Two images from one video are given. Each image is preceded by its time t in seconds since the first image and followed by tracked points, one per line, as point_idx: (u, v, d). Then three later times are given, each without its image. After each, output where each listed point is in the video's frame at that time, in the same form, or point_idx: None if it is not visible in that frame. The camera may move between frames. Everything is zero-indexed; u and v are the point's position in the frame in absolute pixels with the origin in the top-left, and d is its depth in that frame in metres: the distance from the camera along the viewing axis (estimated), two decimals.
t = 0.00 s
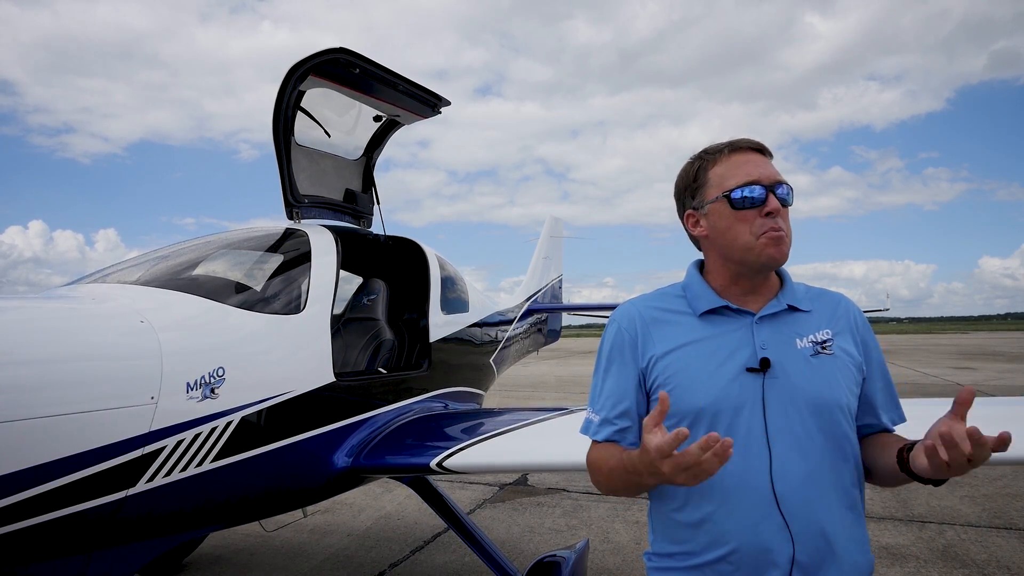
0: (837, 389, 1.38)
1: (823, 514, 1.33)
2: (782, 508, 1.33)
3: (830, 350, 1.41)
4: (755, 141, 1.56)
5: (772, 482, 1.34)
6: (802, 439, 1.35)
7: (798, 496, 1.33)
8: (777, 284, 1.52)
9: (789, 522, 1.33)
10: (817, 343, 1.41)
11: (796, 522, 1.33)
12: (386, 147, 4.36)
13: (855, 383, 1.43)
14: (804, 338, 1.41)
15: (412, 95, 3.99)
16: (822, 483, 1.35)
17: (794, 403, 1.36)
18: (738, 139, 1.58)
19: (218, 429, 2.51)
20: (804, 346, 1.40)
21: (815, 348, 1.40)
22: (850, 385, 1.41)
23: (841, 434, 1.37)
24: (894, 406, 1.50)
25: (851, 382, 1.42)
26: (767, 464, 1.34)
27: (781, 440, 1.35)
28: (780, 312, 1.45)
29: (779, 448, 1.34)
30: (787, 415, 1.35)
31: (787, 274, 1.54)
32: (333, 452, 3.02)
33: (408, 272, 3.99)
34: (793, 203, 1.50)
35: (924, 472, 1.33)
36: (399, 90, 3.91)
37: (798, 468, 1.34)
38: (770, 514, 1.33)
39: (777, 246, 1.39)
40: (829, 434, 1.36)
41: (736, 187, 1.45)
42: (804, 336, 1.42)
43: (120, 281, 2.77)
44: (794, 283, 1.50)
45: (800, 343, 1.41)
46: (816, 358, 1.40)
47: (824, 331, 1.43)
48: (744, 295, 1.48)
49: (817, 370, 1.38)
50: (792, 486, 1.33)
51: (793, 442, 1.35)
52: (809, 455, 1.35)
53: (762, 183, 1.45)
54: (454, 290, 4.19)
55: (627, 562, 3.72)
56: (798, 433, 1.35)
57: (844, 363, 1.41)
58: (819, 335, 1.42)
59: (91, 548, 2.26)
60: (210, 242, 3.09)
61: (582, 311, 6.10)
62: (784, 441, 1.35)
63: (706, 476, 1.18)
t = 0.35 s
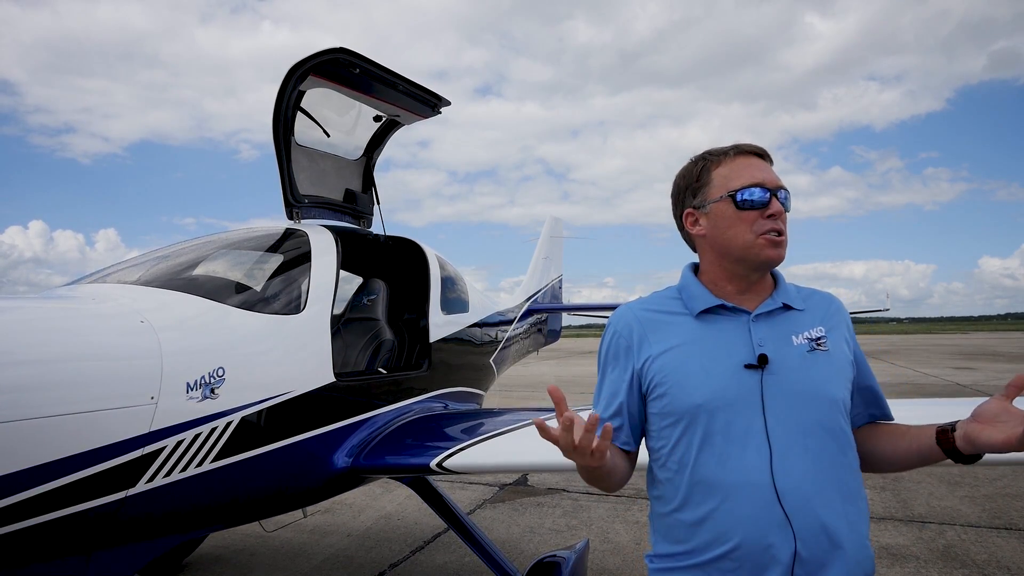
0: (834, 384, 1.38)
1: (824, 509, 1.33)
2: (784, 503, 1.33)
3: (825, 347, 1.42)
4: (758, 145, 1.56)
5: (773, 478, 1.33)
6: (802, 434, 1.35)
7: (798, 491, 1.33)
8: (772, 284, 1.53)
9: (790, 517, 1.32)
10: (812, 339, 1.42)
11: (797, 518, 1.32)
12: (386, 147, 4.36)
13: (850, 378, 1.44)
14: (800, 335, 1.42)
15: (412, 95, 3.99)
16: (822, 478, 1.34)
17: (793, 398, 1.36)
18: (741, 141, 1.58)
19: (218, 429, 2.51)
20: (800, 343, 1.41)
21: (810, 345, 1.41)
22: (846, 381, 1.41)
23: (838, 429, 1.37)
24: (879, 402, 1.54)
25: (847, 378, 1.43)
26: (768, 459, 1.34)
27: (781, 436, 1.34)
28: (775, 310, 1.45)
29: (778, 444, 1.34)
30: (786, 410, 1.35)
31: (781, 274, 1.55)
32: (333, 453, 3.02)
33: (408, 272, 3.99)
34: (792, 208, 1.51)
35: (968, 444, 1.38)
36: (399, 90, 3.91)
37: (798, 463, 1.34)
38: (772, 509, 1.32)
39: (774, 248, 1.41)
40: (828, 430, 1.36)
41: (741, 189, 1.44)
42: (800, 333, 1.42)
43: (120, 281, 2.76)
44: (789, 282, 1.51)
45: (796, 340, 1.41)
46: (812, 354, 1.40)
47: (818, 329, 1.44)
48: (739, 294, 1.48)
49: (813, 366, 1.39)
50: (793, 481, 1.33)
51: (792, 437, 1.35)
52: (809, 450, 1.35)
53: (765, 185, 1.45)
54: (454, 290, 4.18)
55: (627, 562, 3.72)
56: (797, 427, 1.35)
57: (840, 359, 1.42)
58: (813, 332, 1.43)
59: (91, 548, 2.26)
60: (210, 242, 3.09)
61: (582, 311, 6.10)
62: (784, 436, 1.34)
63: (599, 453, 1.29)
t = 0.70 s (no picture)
0: (832, 387, 1.39)
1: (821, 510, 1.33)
2: (783, 504, 1.33)
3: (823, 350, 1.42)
4: (751, 145, 1.57)
5: (772, 478, 1.33)
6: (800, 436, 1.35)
7: (797, 491, 1.33)
8: (770, 285, 1.53)
9: (789, 518, 1.32)
10: (811, 342, 1.42)
11: (796, 518, 1.32)
12: (386, 147, 4.36)
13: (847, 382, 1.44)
14: (799, 337, 1.42)
15: (412, 95, 3.99)
16: (820, 479, 1.35)
17: (792, 399, 1.36)
18: (733, 142, 1.58)
19: (218, 429, 2.51)
20: (799, 345, 1.41)
21: (809, 348, 1.41)
22: (844, 384, 1.42)
23: (835, 432, 1.38)
24: (876, 405, 1.54)
25: (844, 381, 1.43)
26: (767, 460, 1.34)
27: (780, 437, 1.35)
28: (775, 313, 1.45)
29: (778, 444, 1.34)
30: (785, 411, 1.35)
31: (780, 276, 1.55)
32: (333, 453, 3.02)
33: (408, 273, 3.99)
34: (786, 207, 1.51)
35: (955, 462, 1.38)
36: (399, 90, 3.91)
37: (797, 464, 1.34)
38: (771, 509, 1.33)
39: (769, 246, 1.41)
40: (827, 431, 1.37)
41: (733, 189, 1.44)
42: (799, 335, 1.43)
43: (120, 281, 2.77)
44: (788, 285, 1.51)
45: (796, 342, 1.41)
46: (810, 357, 1.41)
47: (817, 332, 1.44)
48: (738, 295, 1.48)
49: (812, 368, 1.39)
50: (791, 482, 1.33)
51: (791, 439, 1.35)
52: (807, 452, 1.35)
53: (757, 184, 1.46)
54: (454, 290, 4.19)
55: (626, 562, 3.72)
56: (796, 429, 1.35)
57: (837, 362, 1.43)
58: (812, 334, 1.44)
59: (91, 548, 2.26)
60: (211, 242, 3.09)
61: (582, 311, 6.10)
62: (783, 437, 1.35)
63: (630, 435, 1.25)
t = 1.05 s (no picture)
0: (826, 393, 1.39)
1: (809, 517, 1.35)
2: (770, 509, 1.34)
3: (820, 355, 1.41)
4: (743, 144, 1.56)
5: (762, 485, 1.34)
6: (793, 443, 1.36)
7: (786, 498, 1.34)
8: (770, 286, 1.52)
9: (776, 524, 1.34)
10: (808, 347, 1.41)
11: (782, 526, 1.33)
12: (386, 147, 4.36)
13: (844, 387, 1.43)
14: (795, 342, 1.42)
15: (412, 95, 3.99)
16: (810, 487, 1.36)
17: (786, 406, 1.36)
18: (726, 141, 1.57)
19: (218, 429, 2.51)
20: (794, 350, 1.41)
21: (806, 353, 1.41)
22: (839, 390, 1.41)
23: (827, 438, 1.38)
24: (886, 410, 1.50)
25: (840, 386, 1.43)
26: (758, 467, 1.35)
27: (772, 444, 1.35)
28: (772, 316, 1.44)
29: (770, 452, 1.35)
30: (778, 417, 1.35)
31: (780, 276, 1.53)
32: (333, 453, 3.02)
33: (408, 273, 3.99)
34: (780, 204, 1.49)
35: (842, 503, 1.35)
36: (399, 90, 3.91)
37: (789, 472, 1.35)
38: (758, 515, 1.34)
39: (760, 247, 1.40)
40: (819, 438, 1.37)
41: (722, 190, 1.44)
42: (795, 340, 1.42)
43: (121, 281, 2.77)
44: (787, 286, 1.50)
45: (791, 347, 1.41)
46: (806, 363, 1.40)
47: (815, 336, 1.43)
48: (735, 296, 1.48)
49: (807, 375, 1.39)
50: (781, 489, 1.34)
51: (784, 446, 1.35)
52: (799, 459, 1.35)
53: (747, 184, 1.45)
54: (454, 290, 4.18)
55: (626, 562, 3.72)
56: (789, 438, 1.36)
57: (833, 368, 1.42)
58: (810, 339, 1.42)
59: (91, 548, 2.26)
60: (211, 242, 3.09)
61: (582, 311, 6.10)
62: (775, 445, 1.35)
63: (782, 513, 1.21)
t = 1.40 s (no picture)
0: (824, 396, 1.38)
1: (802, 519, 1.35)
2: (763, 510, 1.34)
3: (818, 357, 1.41)
4: (747, 144, 1.55)
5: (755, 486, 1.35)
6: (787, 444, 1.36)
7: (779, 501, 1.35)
8: (773, 285, 1.51)
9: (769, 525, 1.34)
10: (806, 349, 1.41)
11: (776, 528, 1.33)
12: (386, 147, 4.36)
13: (843, 389, 1.43)
14: (794, 343, 1.41)
15: (412, 95, 3.99)
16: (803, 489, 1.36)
17: (782, 408, 1.36)
18: (728, 140, 1.56)
19: (218, 430, 2.51)
20: (792, 352, 1.40)
21: (804, 354, 1.40)
22: (837, 392, 1.41)
23: (823, 440, 1.38)
24: (889, 411, 1.48)
25: (839, 388, 1.42)
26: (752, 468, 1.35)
27: (767, 446, 1.35)
28: (771, 317, 1.44)
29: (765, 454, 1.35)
30: (774, 419, 1.36)
31: (782, 275, 1.53)
32: (333, 453, 3.02)
33: (408, 273, 3.99)
34: (783, 209, 1.49)
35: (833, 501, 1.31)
36: (399, 91, 3.91)
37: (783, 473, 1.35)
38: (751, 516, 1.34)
39: (761, 257, 1.40)
40: (814, 440, 1.37)
41: (724, 195, 1.44)
42: (794, 341, 1.42)
43: (121, 281, 2.76)
44: (788, 286, 1.49)
45: (789, 349, 1.41)
46: (804, 364, 1.40)
47: (815, 337, 1.43)
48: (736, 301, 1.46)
49: (805, 377, 1.38)
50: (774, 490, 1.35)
51: (779, 448, 1.36)
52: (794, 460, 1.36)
53: (749, 190, 1.44)
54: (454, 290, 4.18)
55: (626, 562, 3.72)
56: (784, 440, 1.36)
57: (832, 370, 1.41)
58: (810, 340, 1.42)
59: (91, 548, 2.26)
60: (211, 242, 3.09)
61: (582, 311, 6.11)
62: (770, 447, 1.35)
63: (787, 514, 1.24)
